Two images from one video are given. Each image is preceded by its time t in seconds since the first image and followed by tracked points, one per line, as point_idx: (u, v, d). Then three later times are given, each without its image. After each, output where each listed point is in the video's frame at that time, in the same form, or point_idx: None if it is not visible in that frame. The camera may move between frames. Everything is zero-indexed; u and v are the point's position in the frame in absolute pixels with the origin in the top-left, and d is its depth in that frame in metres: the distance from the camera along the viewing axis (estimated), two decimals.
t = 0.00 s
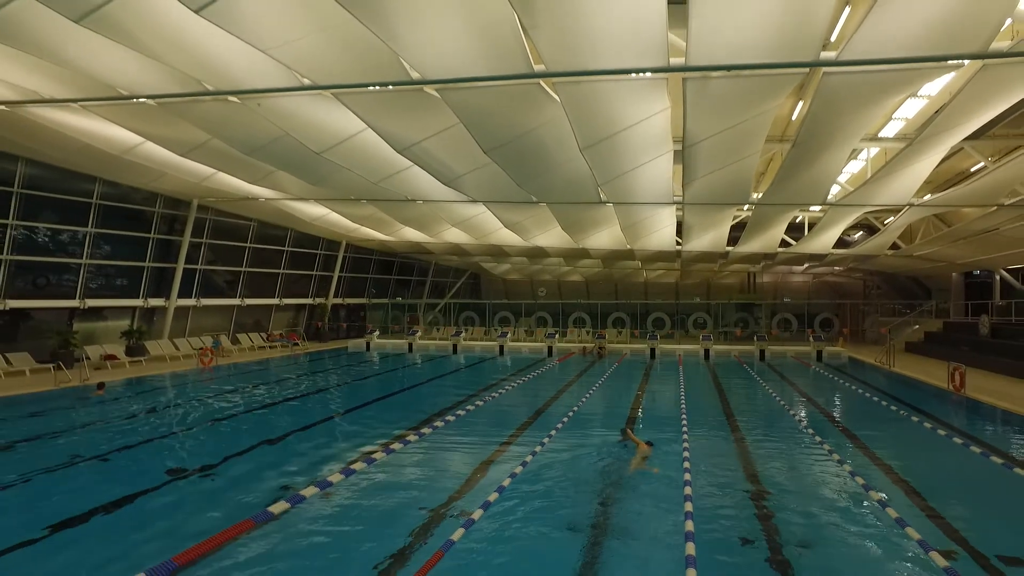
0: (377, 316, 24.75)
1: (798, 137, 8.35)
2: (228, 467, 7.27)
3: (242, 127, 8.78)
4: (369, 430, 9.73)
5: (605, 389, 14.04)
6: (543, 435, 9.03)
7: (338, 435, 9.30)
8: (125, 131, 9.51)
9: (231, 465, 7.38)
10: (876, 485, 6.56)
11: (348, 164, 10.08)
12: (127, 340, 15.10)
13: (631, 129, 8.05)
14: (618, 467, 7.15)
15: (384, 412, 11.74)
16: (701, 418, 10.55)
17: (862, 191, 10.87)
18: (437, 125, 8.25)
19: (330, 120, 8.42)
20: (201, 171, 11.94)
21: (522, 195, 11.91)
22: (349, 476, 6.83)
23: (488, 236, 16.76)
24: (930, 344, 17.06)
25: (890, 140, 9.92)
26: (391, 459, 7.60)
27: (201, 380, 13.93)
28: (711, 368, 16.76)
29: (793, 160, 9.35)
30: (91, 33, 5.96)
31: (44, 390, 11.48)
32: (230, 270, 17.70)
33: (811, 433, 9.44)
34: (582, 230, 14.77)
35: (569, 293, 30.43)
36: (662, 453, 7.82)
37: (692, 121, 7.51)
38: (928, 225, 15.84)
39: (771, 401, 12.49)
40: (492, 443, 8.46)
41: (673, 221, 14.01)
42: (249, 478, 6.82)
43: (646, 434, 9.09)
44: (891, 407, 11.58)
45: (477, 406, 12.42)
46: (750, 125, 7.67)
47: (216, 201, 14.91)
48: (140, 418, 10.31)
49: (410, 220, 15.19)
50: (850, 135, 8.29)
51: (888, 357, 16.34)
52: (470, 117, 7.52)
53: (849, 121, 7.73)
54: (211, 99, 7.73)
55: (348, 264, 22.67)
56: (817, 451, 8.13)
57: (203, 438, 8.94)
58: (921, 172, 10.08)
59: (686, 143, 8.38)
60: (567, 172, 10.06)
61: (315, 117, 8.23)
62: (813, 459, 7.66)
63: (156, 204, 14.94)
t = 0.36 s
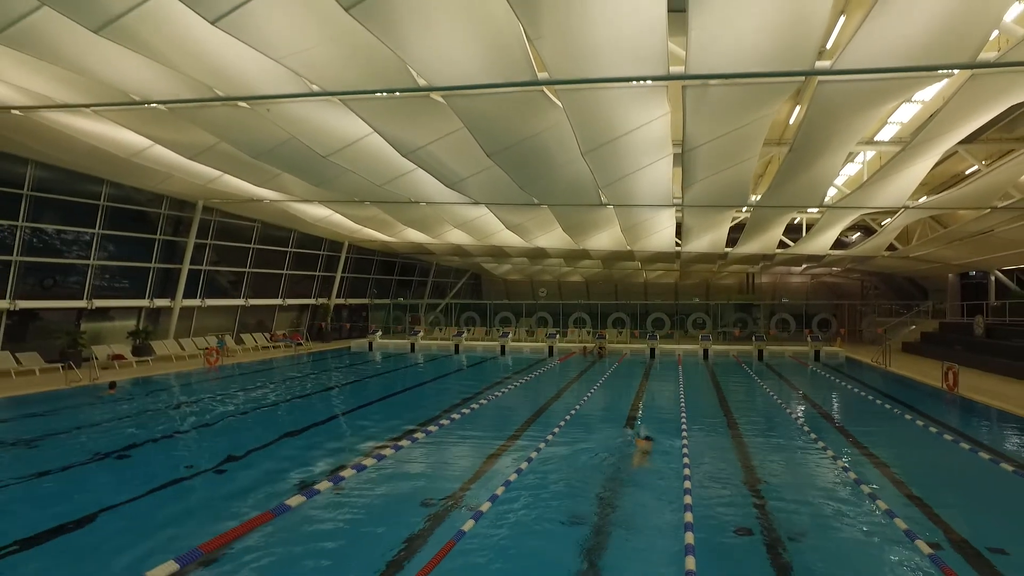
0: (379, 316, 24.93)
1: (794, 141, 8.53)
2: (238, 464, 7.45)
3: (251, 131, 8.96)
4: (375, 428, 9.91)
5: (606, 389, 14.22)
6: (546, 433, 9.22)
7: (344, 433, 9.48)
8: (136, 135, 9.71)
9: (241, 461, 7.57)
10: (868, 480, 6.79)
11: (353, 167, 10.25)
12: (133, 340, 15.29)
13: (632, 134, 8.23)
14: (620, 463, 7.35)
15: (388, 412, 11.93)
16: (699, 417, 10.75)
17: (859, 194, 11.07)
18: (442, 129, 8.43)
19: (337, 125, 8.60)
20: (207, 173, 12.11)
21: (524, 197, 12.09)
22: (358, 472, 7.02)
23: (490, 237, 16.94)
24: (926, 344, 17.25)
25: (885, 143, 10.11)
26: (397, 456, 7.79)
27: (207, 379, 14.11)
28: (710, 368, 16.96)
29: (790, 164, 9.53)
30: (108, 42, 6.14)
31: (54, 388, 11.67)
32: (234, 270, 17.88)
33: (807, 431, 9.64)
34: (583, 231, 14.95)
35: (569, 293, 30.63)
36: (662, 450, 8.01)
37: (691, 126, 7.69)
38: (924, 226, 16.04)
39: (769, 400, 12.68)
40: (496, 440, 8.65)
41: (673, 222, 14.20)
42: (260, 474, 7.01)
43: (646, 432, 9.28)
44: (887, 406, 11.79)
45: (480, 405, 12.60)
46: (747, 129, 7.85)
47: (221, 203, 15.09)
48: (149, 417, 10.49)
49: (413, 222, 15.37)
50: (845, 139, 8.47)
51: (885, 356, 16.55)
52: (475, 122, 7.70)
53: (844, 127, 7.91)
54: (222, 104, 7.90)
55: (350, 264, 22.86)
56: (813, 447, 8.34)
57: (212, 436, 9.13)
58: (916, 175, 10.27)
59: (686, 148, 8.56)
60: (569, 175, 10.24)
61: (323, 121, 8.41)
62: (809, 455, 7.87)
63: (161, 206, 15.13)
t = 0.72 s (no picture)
0: (381, 316, 25.11)
1: (792, 145, 8.71)
2: (248, 461, 7.65)
3: (260, 135, 9.16)
4: (380, 427, 10.10)
5: (607, 388, 14.42)
6: (549, 431, 9.41)
7: (350, 432, 9.67)
8: (146, 138, 9.90)
9: (250, 459, 7.77)
10: (863, 476, 6.98)
11: (359, 169, 10.44)
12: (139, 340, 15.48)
13: (633, 138, 8.41)
14: (622, 458, 7.55)
15: (390, 411, 12.12)
16: (699, 414, 10.94)
17: (856, 196, 11.26)
18: (446, 134, 8.61)
19: (344, 129, 8.79)
20: (214, 175, 12.30)
21: (526, 199, 12.28)
22: (366, 467, 7.22)
23: (492, 238, 17.12)
24: (922, 345, 17.45)
25: (881, 147, 10.29)
26: (404, 452, 7.98)
27: (212, 378, 14.29)
28: (709, 367, 17.16)
29: (788, 167, 9.72)
30: (124, 50, 6.34)
31: (63, 387, 11.86)
32: (239, 271, 18.07)
33: (804, 430, 9.86)
34: (585, 232, 15.14)
35: (570, 293, 30.83)
36: (664, 446, 8.21)
37: (691, 131, 7.88)
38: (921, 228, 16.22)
39: (767, 399, 12.89)
40: (500, 438, 8.82)
41: (673, 224, 14.38)
42: (269, 470, 7.20)
43: (648, 429, 9.46)
44: (883, 405, 11.99)
45: (484, 405, 12.77)
46: (746, 134, 8.04)
47: (227, 204, 15.27)
48: (157, 415, 10.68)
49: (416, 223, 15.55)
50: (842, 143, 8.65)
51: (882, 356, 16.75)
52: (480, 127, 7.88)
53: (840, 132, 8.11)
54: (231, 109, 8.10)
55: (353, 265, 23.06)
56: (809, 445, 8.55)
57: (220, 434, 9.32)
58: (911, 179, 10.47)
59: (686, 152, 8.75)
60: (571, 178, 10.43)
61: (330, 126, 8.60)
62: (806, 452, 8.07)
63: (167, 207, 15.33)
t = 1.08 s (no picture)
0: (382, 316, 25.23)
1: (789, 148, 8.88)
2: (256, 458, 7.81)
3: (267, 138, 9.34)
4: (384, 426, 10.27)
5: (607, 387, 14.58)
6: (551, 428, 9.58)
7: (355, 430, 9.83)
8: (154, 140, 10.04)
9: (258, 456, 7.93)
10: (858, 472, 7.18)
11: (364, 172, 10.61)
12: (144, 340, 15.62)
13: (633, 142, 8.57)
14: (623, 454, 7.74)
15: (393, 410, 12.29)
16: (698, 412, 11.12)
17: (853, 198, 11.44)
18: (450, 137, 8.77)
19: (350, 132, 8.95)
20: (219, 177, 12.46)
21: (528, 200, 12.44)
22: (374, 462, 7.39)
23: (493, 239, 17.29)
24: (920, 344, 17.63)
25: (878, 149, 10.46)
26: (410, 448, 8.16)
27: (217, 377, 14.45)
28: (709, 367, 17.32)
29: (786, 170, 9.89)
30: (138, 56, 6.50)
31: (71, 386, 12.03)
32: (243, 271, 18.24)
33: (802, 428, 10.05)
34: (585, 233, 15.31)
35: (569, 294, 31.00)
36: (664, 443, 8.39)
37: (690, 135, 8.05)
38: (919, 229, 16.40)
39: (765, 398, 13.06)
40: (503, 435, 8.99)
41: (672, 225, 14.56)
42: (279, 466, 7.37)
43: (648, 426, 9.63)
44: (880, 404, 12.15)
45: (486, 404, 12.94)
46: (744, 138, 8.21)
47: (231, 205, 15.44)
48: (165, 413, 10.84)
49: (418, 224, 15.72)
50: (838, 147, 8.83)
51: (879, 356, 16.92)
52: (484, 131, 8.04)
53: (836, 136, 8.28)
54: (240, 113, 8.26)
55: (355, 265, 23.23)
56: (807, 443, 8.75)
57: (227, 433, 9.48)
58: (907, 181, 10.64)
59: (685, 155, 8.92)
60: (572, 180, 10.59)
61: (337, 130, 8.77)
62: (803, 450, 8.27)
63: (172, 208, 15.51)
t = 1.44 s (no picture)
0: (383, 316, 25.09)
1: (786, 152, 9.06)
2: (266, 454, 8.00)
3: (276, 142, 9.53)
4: (388, 424, 10.45)
5: (608, 386, 14.77)
6: (553, 425, 9.77)
7: (360, 428, 10.03)
8: (163, 143, 10.23)
9: (267, 452, 8.12)
10: (854, 469, 7.38)
11: (370, 174, 10.81)
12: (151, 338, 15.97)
13: (634, 145, 8.75)
14: (625, 450, 7.93)
15: (397, 408, 12.47)
16: (698, 411, 11.31)
17: (850, 200, 11.63)
18: (454, 141, 8.97)
19: (357, 136, 9.14)
20: (226, 179, 12.65)
21: (530, 202, 12.63)
22: (381, 457, 7.58)
23: (495, 239, 17.48)
24: (917, 344, 17.81)
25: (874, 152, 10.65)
26: (416, 444, 8.35)
27: (223, 376, 14.63)
28: (708, 366, 17.50)
29: (783, 172, 10.06)
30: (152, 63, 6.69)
31: (80, 384, 12.22)
32: (247, 271, 18.43)
33: (800, 426, 10.24)
34: (586, 234, 15.50)
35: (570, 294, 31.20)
36: (663, 440, 8.59)
37: (689, 139, 8.23)
38: (915, 230, 16.60)
39: (764, 397, 13.25)
40: (507, 432, 9.18)
41: (672, 226, 14.74)
42: (289, 461, 7.57)
43: (649, 423, 9.82)
44: (877, 402, 12.34)
45: (489, 402, 13.12)
46: (742, 142, 8.38)
47: (236, 206, 15.63)
48: (173, 411, 11.03)
49: (421, 225, 15.91)
50: (833, 151, 9.00)
51: (876, 356, 17.11)
52: (488, 134, 8.22)
53: (832, 141, 8.45)
54: (250, 118, 8.44)
55: (358, 265, 23.43)
56: (803, 440, 8.95)
57: (235, 430, 9.67)
58: (903, 183, 10.82)
59: (685, 158, 9.09)
60: (573, 182, 10.78)
61: (344, 133, 8.96)
62: (800, 447, 8.46)
63: (178, 209, 15.73)
